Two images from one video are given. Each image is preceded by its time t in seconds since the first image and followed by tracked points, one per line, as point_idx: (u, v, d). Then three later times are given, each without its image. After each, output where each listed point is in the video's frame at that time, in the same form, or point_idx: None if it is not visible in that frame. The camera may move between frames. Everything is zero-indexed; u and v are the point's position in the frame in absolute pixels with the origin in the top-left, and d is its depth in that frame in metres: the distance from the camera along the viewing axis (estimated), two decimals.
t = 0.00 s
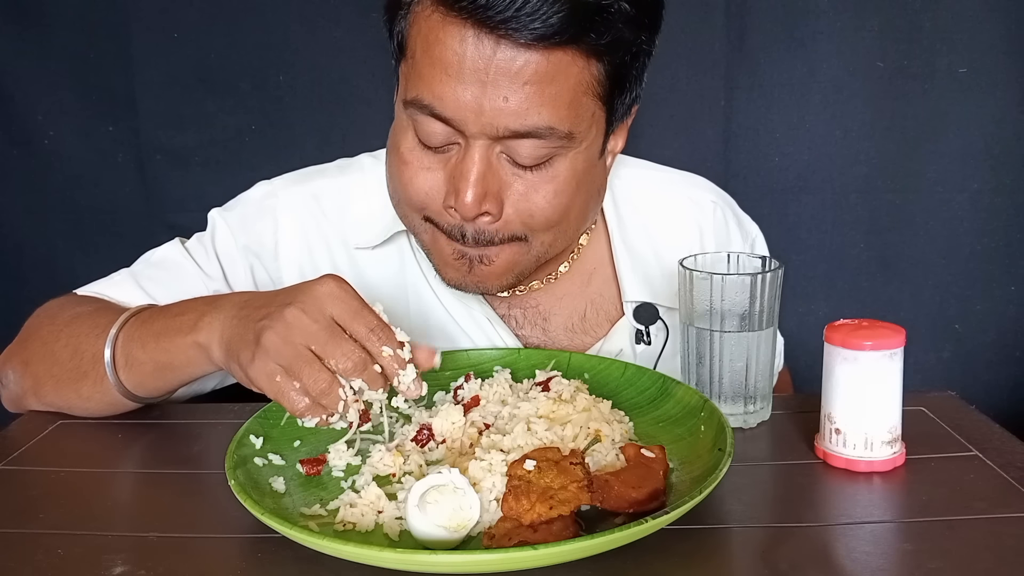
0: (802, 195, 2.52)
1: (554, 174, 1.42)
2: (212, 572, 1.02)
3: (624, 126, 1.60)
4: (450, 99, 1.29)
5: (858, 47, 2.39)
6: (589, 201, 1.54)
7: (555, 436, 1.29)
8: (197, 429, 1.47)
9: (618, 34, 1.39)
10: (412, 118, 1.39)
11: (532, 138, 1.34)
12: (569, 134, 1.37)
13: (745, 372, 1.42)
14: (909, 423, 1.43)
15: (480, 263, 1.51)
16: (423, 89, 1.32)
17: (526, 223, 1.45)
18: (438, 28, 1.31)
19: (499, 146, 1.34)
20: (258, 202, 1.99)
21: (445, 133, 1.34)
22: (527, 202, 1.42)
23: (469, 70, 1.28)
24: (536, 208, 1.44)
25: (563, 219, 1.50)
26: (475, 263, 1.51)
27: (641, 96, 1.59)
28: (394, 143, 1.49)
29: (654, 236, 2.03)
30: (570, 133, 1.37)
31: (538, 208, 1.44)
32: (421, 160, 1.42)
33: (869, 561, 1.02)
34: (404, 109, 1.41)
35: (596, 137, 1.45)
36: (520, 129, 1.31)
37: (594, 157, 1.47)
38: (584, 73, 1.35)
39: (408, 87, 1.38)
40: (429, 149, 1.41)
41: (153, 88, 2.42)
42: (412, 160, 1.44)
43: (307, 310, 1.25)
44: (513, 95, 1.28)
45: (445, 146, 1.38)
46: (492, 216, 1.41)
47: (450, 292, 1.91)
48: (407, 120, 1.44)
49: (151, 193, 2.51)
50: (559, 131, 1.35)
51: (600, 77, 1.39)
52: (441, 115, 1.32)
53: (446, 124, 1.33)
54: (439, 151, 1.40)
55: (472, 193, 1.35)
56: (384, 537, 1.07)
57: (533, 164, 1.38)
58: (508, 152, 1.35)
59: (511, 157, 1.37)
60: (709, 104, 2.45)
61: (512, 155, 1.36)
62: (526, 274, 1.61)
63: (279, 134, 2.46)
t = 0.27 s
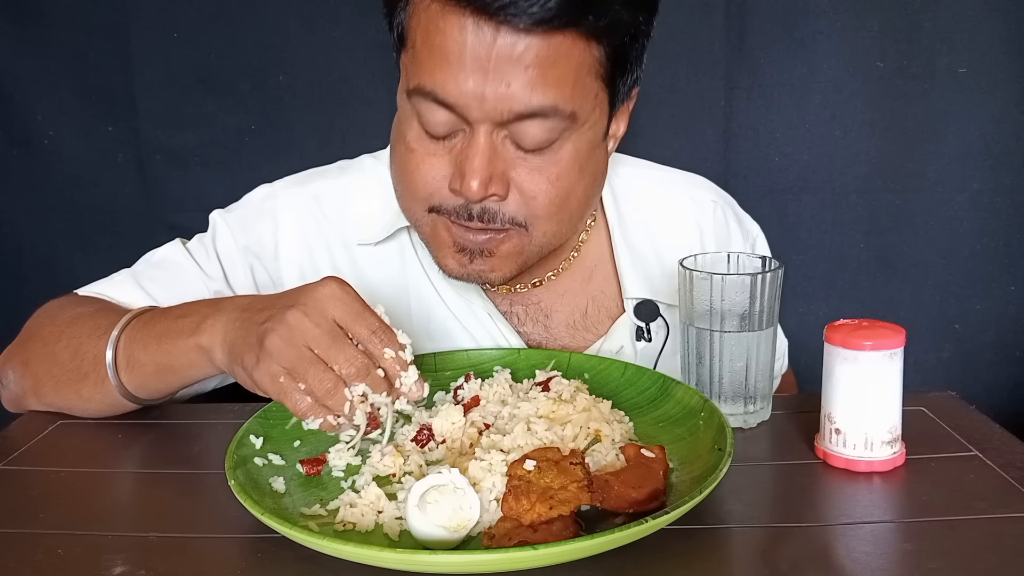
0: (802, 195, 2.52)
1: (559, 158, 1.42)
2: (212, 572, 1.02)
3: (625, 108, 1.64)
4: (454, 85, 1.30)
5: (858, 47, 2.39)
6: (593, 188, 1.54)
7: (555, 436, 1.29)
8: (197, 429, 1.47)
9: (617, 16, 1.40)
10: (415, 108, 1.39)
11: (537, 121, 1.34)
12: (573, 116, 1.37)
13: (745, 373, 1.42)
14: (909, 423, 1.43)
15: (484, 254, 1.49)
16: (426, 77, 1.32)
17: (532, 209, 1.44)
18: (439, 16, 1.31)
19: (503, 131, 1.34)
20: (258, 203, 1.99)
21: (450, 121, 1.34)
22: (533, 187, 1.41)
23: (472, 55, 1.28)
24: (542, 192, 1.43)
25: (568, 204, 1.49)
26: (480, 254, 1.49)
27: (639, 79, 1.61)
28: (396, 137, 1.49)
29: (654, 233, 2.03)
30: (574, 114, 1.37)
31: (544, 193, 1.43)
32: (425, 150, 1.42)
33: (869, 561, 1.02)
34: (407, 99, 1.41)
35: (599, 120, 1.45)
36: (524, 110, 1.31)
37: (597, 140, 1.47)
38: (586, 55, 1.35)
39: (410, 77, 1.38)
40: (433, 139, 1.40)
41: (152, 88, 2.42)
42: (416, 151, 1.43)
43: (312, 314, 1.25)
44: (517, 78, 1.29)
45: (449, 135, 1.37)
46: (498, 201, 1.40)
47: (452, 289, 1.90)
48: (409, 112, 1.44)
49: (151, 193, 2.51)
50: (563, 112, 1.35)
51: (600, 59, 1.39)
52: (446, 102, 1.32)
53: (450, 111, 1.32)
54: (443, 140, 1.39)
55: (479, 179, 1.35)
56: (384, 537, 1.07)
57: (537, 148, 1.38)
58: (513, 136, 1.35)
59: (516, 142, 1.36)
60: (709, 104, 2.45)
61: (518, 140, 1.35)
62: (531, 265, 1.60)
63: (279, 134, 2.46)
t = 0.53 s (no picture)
0: (802, 195, 2.52)
1: (568, 118, 1.50)
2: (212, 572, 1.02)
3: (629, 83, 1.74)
4: (468, 41, 1.40)
5: (858, 47, 2.39)
6: (601, 155, 1.62)
7: (555, 436, 1.29)
8: (198, 429, 1.47)
9: None
10: (430, 70, 1.49)
11: (546, 75, 1.44)
12: (580, 72, 1.47)
13: (745, 373, 1.42)
14: (909, 423, 1.43)
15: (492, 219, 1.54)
16: (441, 37, 1.43)
17: (544, 169, 1.52)
18: None
19: (515, 88, 1.44)
20: (274, 191, 2.01)
21: (463, 78, 1.44)
22: (544, 145, 1.49)
23: (485, 12, 1.39)
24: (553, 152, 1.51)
25: (577, 166, 1.57)
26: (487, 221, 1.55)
27: (642, 53, 1.74)
28: (411, 108, 1.58)
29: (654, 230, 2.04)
30: (581, 70, 1.47)
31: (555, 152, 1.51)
32: (439, 114, 1.50)
33: (869, 561, 1.02)
34: (422, 65, 1.51)
35: (606, 83, 1.55)
36: (534, 64, 1.42)
37: (604, 102, 1.56)
38: (592, 16, 1.47)
39: (426, 40, 1.49)
40: (446, 102, 1.50)
41: (152, 88, 2.42)
42: (430, 117, 1.51)
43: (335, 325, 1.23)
44: (527, 33, 1.40)
45: (462, 96, 1.47)
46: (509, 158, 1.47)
47: (464, 277, 1.90)
48: (424, 79, 1.54)
49: (151, 193, 2.51)
50: (571, 67, 1.45)
51: (606, 22, 1.50)
52: (460, 58, 1.42)
53: (464, 67, 1.43)
54: (456, 102, 1.48)
55: (491, 134, 1.44)
56: (384, 536, 1.07)
57: (548, 105, 1.47)
58: (524, 93, 1.45)
59: (527, 99, 1.46)
60: (709, 104, 2.45)
61: (528, 96, 1.45)
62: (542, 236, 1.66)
63: (279, 134, 2.46)
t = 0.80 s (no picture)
0: (802, 195, 2.52)
1: (583, 95, 1.57)
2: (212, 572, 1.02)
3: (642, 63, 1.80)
4: (486, 24, 1.48)
5: (858, 47, 2.39)
6: (615, 130, 1.68)
7: (555, 436, 1.29)
8: (198, 429, 1.47)
9: None
10: (450, 52, 1.56)
11: (561, 55, 1.51)
12: (593, 51, 1.54)
13: (745, 373, 1.42)
14: (910, 423, 1.43)
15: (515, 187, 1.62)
16: (461, 20, 1.51)
17: (562, 142, 1.58)
18: None
19: (531, 67, 1.51)
20: (302, 168, 2.01)
21: (482, 59, 1.52)
22: (561, 121, 1.56)
23: None
24: (571, 127, 1.58)
25: (594, 141, 1.63)
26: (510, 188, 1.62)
27: (655, 34, 1.80)
28: (433, 87, 1.66)
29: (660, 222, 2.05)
30: (594, 49, 1.54)
31: (571, 127, 1.58)
32: (460, 93, 1.58)
33: (869, 561, 1.02)
34: (443, 47, 1.59)
35: (617, 61, 1.61)
36: (549, 45, 1.49)
37: (617, 81, 1.63)
38: None
39: (447, 24, 1.56)
40: (467, 81, 1.57)
41: (152, 88, 2.42)
42: (452, 96, 1.59)
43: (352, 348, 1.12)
44: (543, 15, 1.47)
45: (482, 75, 1.54)
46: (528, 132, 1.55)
47: (481, 260, 1.92)
48: (444, 61, 1.61)
49: (151, 193, 2.51)
50: (584, 46, 1.52)
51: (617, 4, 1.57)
52: (479, 40, 1.50)
53: (483, 49, 1.51)
54: (476, 81, 1.56)
55: (510, 110, 1.51)
56: (384, 537, 1.07)
57: (564, 83, 1.54)
58: (540, 72, 1.52)
59: (544, 78, 1.53)
60: (709, 104, 2.45)
61: (545, 75, 1.52)
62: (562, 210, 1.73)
63: (279, 135, 2.46)
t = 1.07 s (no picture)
0: (802, 195, 2.52)
1: (596, 85, 1.63)
2: (212, 572, 1.02)
3: (651, 63, 1.88)
4: (505, 13, 1.54)
5: (858, 47, 2.39)
6: (626, 124, 1.73)
7: (555, 436, 1.29)
8: (198, 429, 1.47)
9: None
10: (469, 41, 1.62)
11: (576, 45, 1.57)
12: (606, 43, 1.61)
13: (745, 373, 1.43)
14: (910, 423, 1.43)
15: (530, 171, 1.64)
16: (481, 10, 1.57)
17: (576, 130, 1.62)
18: None
19: (547, 56, 1.57)
20: (315, 164, 2.04)
21: (500, 48, 1.57)
22: (575, 107, 1.61)
23: None
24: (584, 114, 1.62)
25: (607, 131, 1.67)
26: (525, 172, 1.64)
27: (665, 34, 1.88)
28: (449, 77, 1.70)
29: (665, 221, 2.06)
30: (608, 41, 1.61)
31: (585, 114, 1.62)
32: (477, 80, 1.62)
33: (869, 561, 1.02)
34: (462, 37, 1.65)
35: (628, 55, 1.68)
36: (565, 34, 1.55)
37: (628, 76, 1.70)
38: None
39: (466, 15, 1.62)
40: (483, 70, 1.62)
41: (153, 88, 2.42)
42: (468, 83, 1.63)
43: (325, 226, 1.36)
44: (560, 6, 1.53)
45: (499, 64, 1.60)
46: (543, 118, 1.59)
47: (493, 251, 1.92)
48: (463, 51, 1.66)
49: (151, 193, 2.51)
50: (599, 37, 1.59)
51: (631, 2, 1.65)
52: (498, 29, 1.56)
53: (501, 37, 1.56)
54: (493, 70, 1.61)
55: (526, 96, 1.55)
56: (384, 536, 1.07)
57: (579, 72, 1.60)
58: (556, 61, 1.58)
59: (559, 67, 1.59)
60: (709, 104, 2.45)
61: (560, 63, 1.58)
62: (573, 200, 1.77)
63: (279, 135, 2.46)
